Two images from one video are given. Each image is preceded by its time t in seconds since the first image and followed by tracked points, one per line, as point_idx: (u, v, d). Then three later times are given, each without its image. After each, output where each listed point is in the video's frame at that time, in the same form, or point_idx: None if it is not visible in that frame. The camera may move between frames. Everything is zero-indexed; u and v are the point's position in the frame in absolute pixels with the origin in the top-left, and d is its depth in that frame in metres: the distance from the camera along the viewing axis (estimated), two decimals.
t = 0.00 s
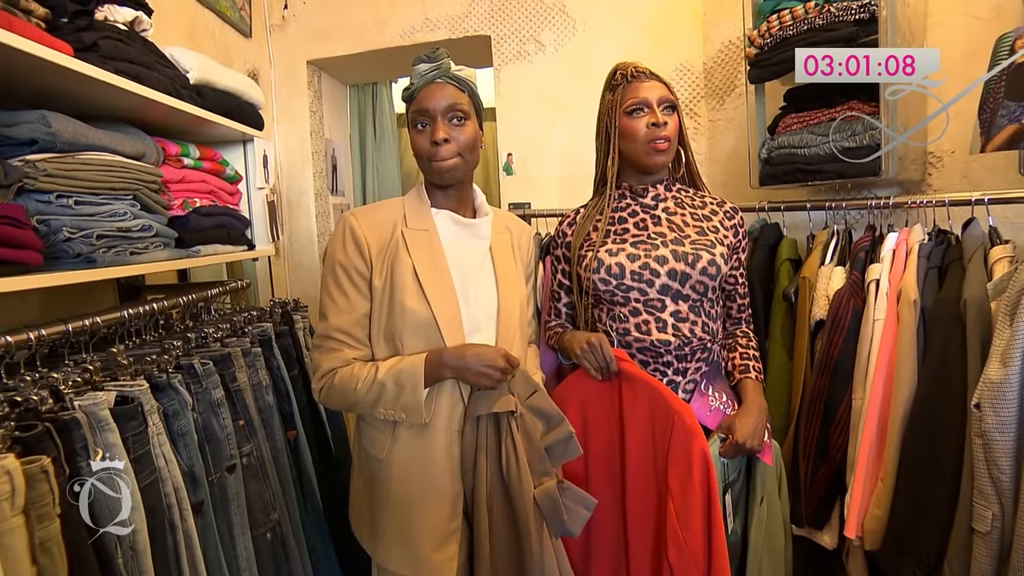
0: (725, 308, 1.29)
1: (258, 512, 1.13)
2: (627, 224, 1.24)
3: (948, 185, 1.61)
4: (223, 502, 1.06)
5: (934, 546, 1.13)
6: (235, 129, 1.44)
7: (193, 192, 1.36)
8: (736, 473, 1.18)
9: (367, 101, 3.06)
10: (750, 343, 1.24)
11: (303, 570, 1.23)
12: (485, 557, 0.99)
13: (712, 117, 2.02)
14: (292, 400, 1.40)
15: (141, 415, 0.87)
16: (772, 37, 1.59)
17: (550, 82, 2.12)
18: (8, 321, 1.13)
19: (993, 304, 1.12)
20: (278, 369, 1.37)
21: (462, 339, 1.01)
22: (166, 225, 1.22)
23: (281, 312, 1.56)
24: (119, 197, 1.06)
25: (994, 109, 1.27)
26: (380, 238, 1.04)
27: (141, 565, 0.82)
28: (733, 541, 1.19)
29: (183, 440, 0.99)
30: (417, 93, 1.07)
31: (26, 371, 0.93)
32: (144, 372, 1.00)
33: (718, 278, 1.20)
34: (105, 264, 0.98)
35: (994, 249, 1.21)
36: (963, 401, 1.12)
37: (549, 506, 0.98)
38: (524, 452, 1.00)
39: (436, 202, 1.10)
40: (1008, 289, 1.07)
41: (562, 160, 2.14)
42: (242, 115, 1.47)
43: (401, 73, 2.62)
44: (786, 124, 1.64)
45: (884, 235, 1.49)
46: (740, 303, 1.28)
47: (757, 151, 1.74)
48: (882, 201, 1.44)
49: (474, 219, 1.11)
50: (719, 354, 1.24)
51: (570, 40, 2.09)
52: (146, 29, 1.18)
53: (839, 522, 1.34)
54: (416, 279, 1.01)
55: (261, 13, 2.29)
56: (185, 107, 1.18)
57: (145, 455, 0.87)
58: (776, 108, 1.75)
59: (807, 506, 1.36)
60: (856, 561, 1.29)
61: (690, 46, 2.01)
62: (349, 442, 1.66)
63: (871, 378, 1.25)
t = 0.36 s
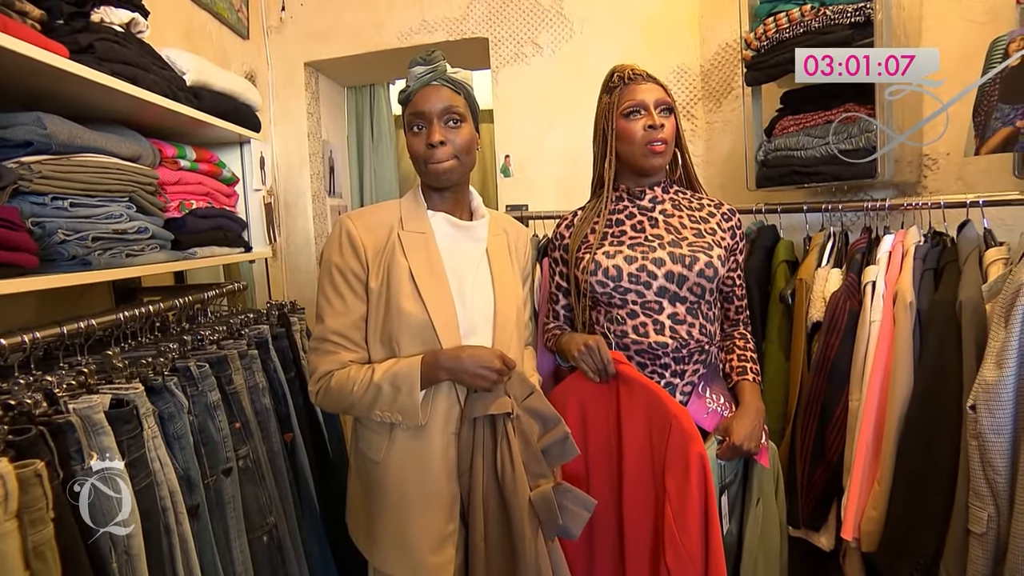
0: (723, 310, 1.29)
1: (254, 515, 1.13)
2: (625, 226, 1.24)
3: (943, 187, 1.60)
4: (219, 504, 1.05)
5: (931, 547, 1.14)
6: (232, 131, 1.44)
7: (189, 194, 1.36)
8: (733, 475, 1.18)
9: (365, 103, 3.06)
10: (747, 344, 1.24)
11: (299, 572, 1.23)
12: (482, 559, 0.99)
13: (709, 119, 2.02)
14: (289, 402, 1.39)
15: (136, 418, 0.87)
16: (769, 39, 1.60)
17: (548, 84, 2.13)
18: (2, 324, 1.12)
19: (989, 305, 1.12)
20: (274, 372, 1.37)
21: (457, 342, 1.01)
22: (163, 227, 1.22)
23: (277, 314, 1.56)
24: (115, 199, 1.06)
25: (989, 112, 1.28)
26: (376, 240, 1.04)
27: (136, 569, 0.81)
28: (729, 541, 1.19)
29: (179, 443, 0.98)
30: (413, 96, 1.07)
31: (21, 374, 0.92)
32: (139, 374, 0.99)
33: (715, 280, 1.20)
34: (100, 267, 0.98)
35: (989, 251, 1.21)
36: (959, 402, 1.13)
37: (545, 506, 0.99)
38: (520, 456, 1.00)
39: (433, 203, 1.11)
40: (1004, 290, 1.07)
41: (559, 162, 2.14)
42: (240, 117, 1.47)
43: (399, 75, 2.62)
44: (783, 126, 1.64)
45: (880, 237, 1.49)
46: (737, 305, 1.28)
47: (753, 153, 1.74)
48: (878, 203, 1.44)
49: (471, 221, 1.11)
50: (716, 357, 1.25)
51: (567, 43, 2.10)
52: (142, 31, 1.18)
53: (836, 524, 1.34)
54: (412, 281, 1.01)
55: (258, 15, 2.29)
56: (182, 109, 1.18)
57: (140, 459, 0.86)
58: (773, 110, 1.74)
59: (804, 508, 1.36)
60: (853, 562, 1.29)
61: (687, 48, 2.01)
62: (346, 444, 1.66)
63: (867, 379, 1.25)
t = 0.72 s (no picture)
0: (727, 308, 1.29)
1: (254, 513, 1.13)
2: (625, 226, 1.24)
3: (947, 189, 1.60)
4: (220, 502, 1.05)
5: (933, 550, 1.14)
6: (235, 128, 1.43)
7: (192, 190, 1.36)
8: (734, 476, 1.18)
9: (367, 101, 3.05)
10: (751, 344, 1.24)
11: (299, 570, 1.23)
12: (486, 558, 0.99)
13: (713, 120, 2.02)
14: (290, 400, 1.39)
15: (138, 415, 0.87)
16: (773, 40, 1.59)
17: (551, 83, 2.12)
18: (4, 320, 1.12)
19: (994, 308, 1.12)
20: (275, 369, 1.36)
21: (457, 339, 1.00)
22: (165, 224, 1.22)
23: (279, 312, 1.55)
24: (117, 195, 1.06)
25: (994, 114, 1.28)
26: (379, 238, 1.03)
27: (137, 567, 0.81)
28: (729, 542, 1.20)
29: (180, 440, 0.98)
30: (416, 94, 1.06)
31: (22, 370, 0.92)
32: (141, 371, 0.99)
33: (717, 280, 1.20)
34: (103, 262, 0.98)
35: (993, 254, 1.21)
36: (962, 404, 1.13)
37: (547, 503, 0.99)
38: (523, 453, 1.00)
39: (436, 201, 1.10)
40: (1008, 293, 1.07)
41: (562, 161, 2.14)
42: (243, 114, 1.47)
43: (401, 73, 2.62)
44: (786, 127, 1.64)
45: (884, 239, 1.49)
46: (741, 303, 1.28)
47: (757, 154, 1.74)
48: (882, 204, 1.43)
49: (473, 220, 1.11)
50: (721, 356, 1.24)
51: (570, 42, 2.09)
52: (146, 26, 1.17)
53: (837, 527, 1.33)
54: (415, 279, 1.00)
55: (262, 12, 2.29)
56: (185, 105, 1.17)
57: (142, 455, 0.86)
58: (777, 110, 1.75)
59: (806, 509, 1.35)
60: (854, 565, 1.29)
61: (690, 48, 2.00)
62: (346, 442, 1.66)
63: (870, 381, 1.25)
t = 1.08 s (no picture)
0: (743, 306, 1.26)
1: (254, 510, 1.13)
2: (624, 219, 1.24)
3: (947, 188, 1.59)
4: (219, 499, 1.05)
5: (934, 547, 1.14)
6: (234, 124, 1.43)
7: (191, 186, 1.35)
8: (728, 478, 1.17)
9: (366, 98, 3.04)
10: (765, 343, 1.21)
11: (298, 567, 1.23)
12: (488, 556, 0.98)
13: (713, 118, 2.01)
14: (290, 397, 1.39)
15: (137, 411, 0.87)
16: (774, 38, 1.59)
17: (551, 80, 2.12)
18: (2, 316, 1.12)
19: (994, 307, 1.12)
20: (275, 366, 1.36)
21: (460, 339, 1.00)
22: (164, 220, 1.21)
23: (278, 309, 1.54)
24: (116, 191, 1.05)
25: (996, 112, 1.28)
26: (378, 235, 1.03)
27: (136, 564, 0.81)
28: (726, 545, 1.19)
29: (180, 437, 0.98)
30: (418, 88, 1.06)
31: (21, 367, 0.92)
32: (140, 367, 0.99)
33: (716, 277, 1.17)
34: (102, 258, 0.97)
35: (994, 252, 1.21)
36: (963, 402, 1.13)
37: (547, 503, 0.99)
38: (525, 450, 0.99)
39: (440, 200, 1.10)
40: (1009, 292, 1.06)
41: (562, 158, 2.13)
42: (242, 110, 1.46)
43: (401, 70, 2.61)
44: (787, 125, 1.63)
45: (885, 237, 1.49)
46: (755, 301, 1.24)
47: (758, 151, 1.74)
48: (883, 202, 1.43)
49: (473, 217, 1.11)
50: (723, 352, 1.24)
51: (571, 39, 2.09)
52: (145, 21, 1.17)
53: (836, 525, 1.34)
54: (415, 277, 1.00)
55: (261, 8, 2.28)
56: (183, 101, 1.17)
57: (142, 452, 0.86)
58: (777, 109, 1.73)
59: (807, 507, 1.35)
60: (853, 563, 1.29)
61: (691, 46, 2.00)
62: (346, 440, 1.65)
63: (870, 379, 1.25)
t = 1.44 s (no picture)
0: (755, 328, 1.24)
1: (252, 515, 1.13)
2: (640, 217, 1.29)
3: (940, 186, 1.60)
4: (217, 503, 1.05)
5: (930, 545, 1.14)
6: (230, 129, 1.43)
7: (187, 191, 1.35)
8: (713, 495, 1.17)
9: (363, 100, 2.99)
10: (770, 365, 1.19)
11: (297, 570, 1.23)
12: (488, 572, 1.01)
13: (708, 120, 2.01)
14: (288, 401, 1.39)
15: (134, 416, 0.87)
16: (768, 39, 1.59)
17: (546, 83, 2.12)
18: None
19: (988, 304, 1.12)
20: (272, 370, 1.36)
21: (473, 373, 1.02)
22: (160, 224, 1.21)
23: (275, 312, 1.55)
24: (111, 196, 1.05)
25: (987, 111, 1.29)
26: (375, 243, 1.00)
27: (132, 570, 0.81)
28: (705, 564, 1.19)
29: (177, 442, 0.98)
30: (463, 89, 1.06)
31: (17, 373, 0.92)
32: (137, 373, 0.99)
33: (707, 287, 1.16)
34: (98, 264, 0.98)
35: (987, 250, 1.21)
36: (957, 399, 1.14)
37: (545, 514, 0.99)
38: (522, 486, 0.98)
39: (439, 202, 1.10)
40: (1002, 290, 1.07)
41: (558, 160, 2.14)
42: (237, 114, 1.46)
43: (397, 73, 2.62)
44: (781, 126, 1.63)
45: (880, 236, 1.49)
46: (764, 320, 1.22)
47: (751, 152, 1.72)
48: (877, 202, 1.44)
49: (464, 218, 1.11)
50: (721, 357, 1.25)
51: (566, 42, 2.09)
52: (140, 27, 1.17)
53: (835, 523, 1.34)
54: (418, 290, 1.00)
55: (256, 13, 2.29)
56: (179, 106, 1.17)
57: (139, 457, 0.86)
58: (771, 110, 1.74)
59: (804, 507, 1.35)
60: (852, 561, 1.29)
61: (685, 48, 2.01)
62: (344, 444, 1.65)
63: (866, 379, 1.25)
